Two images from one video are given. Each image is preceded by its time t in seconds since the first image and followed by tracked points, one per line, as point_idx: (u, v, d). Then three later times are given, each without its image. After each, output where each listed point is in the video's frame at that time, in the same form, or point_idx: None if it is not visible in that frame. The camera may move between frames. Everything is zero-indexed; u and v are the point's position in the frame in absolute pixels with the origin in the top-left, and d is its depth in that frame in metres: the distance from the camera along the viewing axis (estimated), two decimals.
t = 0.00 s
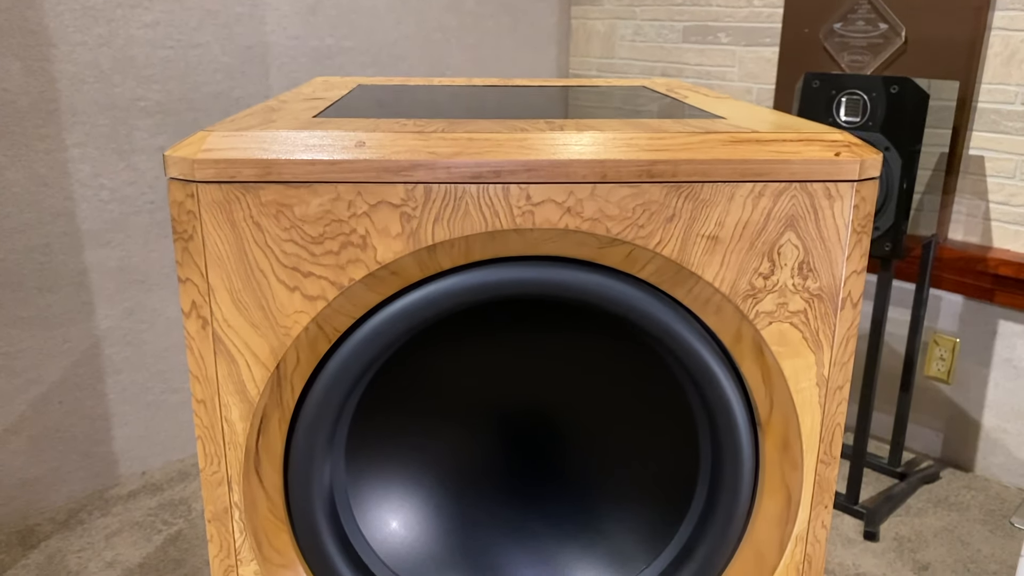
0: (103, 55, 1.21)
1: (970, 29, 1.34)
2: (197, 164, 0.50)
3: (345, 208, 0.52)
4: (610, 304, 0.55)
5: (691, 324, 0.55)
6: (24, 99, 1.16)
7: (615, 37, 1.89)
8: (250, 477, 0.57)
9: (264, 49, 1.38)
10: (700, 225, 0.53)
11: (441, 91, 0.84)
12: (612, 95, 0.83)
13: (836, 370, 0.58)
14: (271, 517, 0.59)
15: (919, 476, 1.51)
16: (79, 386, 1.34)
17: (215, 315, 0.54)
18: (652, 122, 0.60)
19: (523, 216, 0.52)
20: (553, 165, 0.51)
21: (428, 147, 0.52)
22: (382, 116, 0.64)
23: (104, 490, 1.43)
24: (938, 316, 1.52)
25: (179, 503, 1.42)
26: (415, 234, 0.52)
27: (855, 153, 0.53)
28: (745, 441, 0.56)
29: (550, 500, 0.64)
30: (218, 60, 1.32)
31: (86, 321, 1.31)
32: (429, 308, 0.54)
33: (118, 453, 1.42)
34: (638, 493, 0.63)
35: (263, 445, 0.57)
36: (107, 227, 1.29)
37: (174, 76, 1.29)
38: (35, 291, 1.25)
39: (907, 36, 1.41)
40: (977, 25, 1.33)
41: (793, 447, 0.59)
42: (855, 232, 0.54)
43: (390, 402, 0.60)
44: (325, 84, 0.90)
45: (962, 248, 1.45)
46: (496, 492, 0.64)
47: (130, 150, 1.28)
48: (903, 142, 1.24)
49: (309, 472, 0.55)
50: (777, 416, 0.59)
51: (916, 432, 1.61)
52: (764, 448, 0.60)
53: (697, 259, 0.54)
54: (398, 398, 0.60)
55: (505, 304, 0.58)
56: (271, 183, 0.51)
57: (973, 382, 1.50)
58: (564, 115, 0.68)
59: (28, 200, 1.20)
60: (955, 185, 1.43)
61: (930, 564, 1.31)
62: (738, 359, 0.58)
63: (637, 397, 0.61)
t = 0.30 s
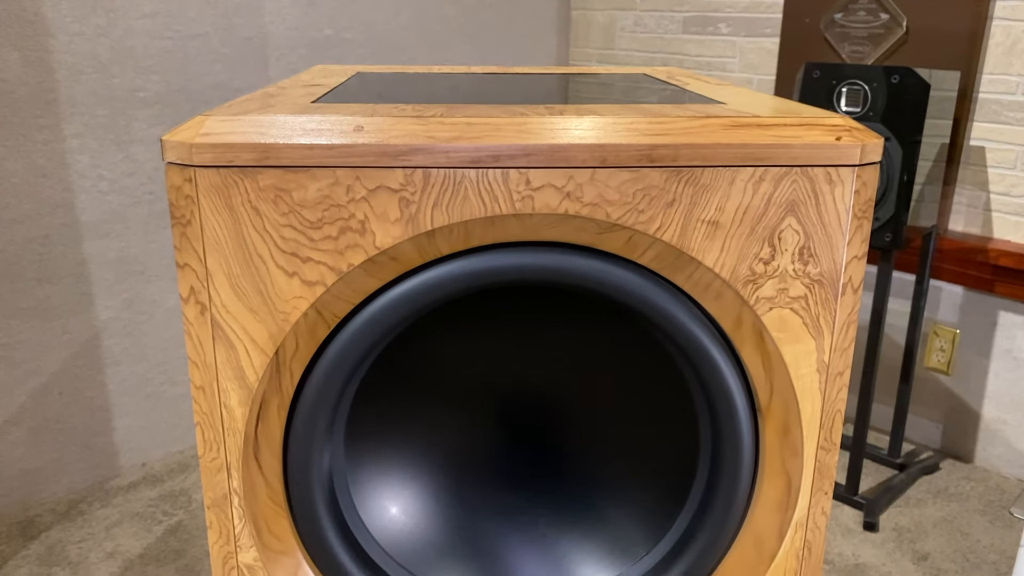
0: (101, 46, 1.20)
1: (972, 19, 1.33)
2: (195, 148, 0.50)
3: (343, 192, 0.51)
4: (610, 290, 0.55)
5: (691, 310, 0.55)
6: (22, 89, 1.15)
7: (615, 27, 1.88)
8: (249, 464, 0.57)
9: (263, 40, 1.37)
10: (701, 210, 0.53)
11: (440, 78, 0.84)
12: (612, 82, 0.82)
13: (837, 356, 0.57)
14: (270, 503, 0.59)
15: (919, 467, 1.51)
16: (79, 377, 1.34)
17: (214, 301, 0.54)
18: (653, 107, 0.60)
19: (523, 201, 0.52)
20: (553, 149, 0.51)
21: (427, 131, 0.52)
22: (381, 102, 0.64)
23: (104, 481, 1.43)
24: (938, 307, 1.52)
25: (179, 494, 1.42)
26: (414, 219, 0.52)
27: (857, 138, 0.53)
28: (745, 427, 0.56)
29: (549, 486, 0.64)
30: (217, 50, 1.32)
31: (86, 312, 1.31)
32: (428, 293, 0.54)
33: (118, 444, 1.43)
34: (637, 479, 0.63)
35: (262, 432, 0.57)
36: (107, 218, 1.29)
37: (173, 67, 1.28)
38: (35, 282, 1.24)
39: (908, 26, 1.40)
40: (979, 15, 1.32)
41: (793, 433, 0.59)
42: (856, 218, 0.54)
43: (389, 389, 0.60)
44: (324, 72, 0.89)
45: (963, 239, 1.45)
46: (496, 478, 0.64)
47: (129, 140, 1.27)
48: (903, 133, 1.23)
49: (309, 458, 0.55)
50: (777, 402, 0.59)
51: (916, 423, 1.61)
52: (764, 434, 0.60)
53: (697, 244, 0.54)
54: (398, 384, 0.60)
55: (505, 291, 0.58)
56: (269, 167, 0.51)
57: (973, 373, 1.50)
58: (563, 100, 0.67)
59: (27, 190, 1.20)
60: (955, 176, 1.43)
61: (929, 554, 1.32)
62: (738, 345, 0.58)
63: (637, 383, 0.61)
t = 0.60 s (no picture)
0: (99, 36, 1.20)
1: (973, 8, 1.33)
2: (192, 131, 0.50)
3: (342, 176, 0.51)
4: (610, 275, 0.54)
5: (692, 295, 0.55)
6: (20, 79, 1.15)
7: (615, 18, 1.88)
8: (247, 450, 0.57)
9: (262, 30, 1.37)
10: (702, 194, 0.53)
11: (440, 64, 0.83)
12: (613, 69, 0.82)
13: (838, 341, 0.57)
14: (269, 490, 0.58)
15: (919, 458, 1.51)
16: (78, 368, 1.33)
17: (211, 286, 0.53)
18: (654, 91, 0.59)
19: (523, 185, 0.52)
20: (553, 132, 0.51)
21: (426, 114, 0.51)
22: (379, 86, 0.63)
23: (104, 472, 1.43)
24: (938, 298, 1.52)
25: (179, 485, 1.42)
26: (413, 203, 0.52)
27: (858, 121, 0.53)
28: (745, 413, 0.55)
29: (550, 472, 0.64)
30: (216, 41, 1.31)
31: (85, 303, 1.31)
32: (428, 278, 0.53)
33: (118, 436, 1.42)
34: (638, 466, 0.63)
35: (261, 418, 0.56)
36: (106, 209, 1.29)
37: (171, 57, 1.27)
38: (34, 273, 1.24)
39: (909, 16, 1.40)
40: (980, 4, 1.32)
41: (794, 419, 0.59)
42: (858, 202, 0.54)
43: (389, 374, 0.60)
44: (323, 58, 0.89)
45: (964, 230, 1.44)
46: (496, 464, 0.64)
47: (128, 131, 1.27)
48: (905, 123, 1.23)
49: (308, 443, 0.55)
50: (778, 388, 0.59)
51: (916, 414, 1.61)
52: (765, 420, 0.59)
53: (698, 229, 0.54)
54: (397, 369, 0.60)
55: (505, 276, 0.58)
56: (267, 150, 0.50)
57: (973, 364, 1.50)
58: (564, 85, 0.67)
59: (26, 181, 1.20)
60: (957, 166, 1.43)
61: (929, 544, 1.32)
62: (738, 330, 0.57)
63: (637, 368, 0.61)
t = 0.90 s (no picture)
0: (97, 26, 1.19)
1: None
2: (188, 115, 0.50)
3: (338, 160, 0.51)
4: (608, 261, 0.54)
5: (690, 281, 0.55)
6: (17, 69, 1.14)
7: (614, 9, 1.87)
8: (245, 435, 0.57)
9: (260, 20, 1.36)
10: (701, 178, 0.53)
11: (438, 51, 0.83)
12: (612, 55, 0.82)
13: (837, 327, 0.57)
14: (267, 475, 0.58)
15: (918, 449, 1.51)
16: (78, 359, 1.33)
17: (208, 271, 0.53)
18: (654, 75, 0.59)
19: (520, 169, 0.52)
20: (551, 116, 0.51)
21: (423, 97, 0.51)
22: (377, 71, 0.63)
23: (105, 463, 1.43)
24: (938, 289, 1.52)
25: (178, 476, 1.42)
26: (410, 187, 0.52)
27: (858, 105, 0.53)
28: (743, 399, 0.56)
29: (549, 458, 0.64)
30: (214, 31, 1.31)
31: (84, 294, 1.31)
32: (425, 264, 0.53)
33: (117, 427, 1.43)
34: (638, 453, 0.62)
35: (258, 404, 0.56)
36: (105, 200, 1.28)
37: (169, 48, 1.27)
38: (32, 264, 1.24)
39: (909, 7, 1.39)
40: None
41: (792, 405, 0.59)
42: (857, 186, 0.54)
43: (387, 359, 0.60)
44: (321, 45, 0.88)
45: (964, 221, 1.44)
46: (495, 450, 0.64)
47: (126, 122, 1.27)
48: (904, 113, 1.22)
49: (306, 429, 0.55)
50: (777, 374, 0.58)
51: (915, 405, 1.61)
52: (764, 407, 0.59)
53: (696, 213, 0.53)
54: (397, 355, 0.60)
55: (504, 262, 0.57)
56: (263, 134, 0.50)
57: (973, 355, 1.50)
58: (562, 70, 0.67)
59: (24, 172, 1.19)
60: (957, 157, 1.43)
61: (927, 534, 1.32)
62: (737, 316, 0.57)
63: (637, 354, 0.61)
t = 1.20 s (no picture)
0: (94, 15, 1.19)
1: None
2: (183, 97, 0.49)
3: (334, 142, 0.51)
4: (606, 245, 0.54)
5: (688, 265, 0.55)
6: (14, 59, 1.14)
7: None
8: (242, 419, 0.57)
9: (258, 10, 1.35)
10: (699, 161, 0.53)
11: (435, 37, 0.82)
12: (611, 40, 0.81)
13: (835, 312, 0.57)
14: (264, 460, 0.58)
15: (916, 439, 1.51)
16: (77, 349, 1.33)
17: (204, 254, 0.53)
18: (652, 58, 0.59)
19: (518, 151, 0.51)
20: (548, 98, 0.50)
21: (419, 80, 0.51)
22: (374, 54, 0.63)
23: (104, 453, 1.43)
24: (937, 279, 1.52)
25: (177, 466, 1.42)
26: (407, 170, 0.51)
27: (857, 87, 0.52)
28: (741, 384, 0.56)
29: (548, 443, 0.64)
30: (212, 20, 1.30)
31: (83, 284, 1.31)
32: (422, 249, 0.53)
33: (116, 417, 1.43)
34: (636, 438, 0.62)
35: (255, 389, 0.56)
36: (103, 190, 1.28)
37: (167, 37, 1.27)
38: (30, 254, 1.24)
39: None
40: None
41: (790, 389, 0.59)
42: (856, 169, 0.54)
43: (385, 343, 0.60)
44: (318, 31, 0.88)
45: (963, 211, 1.44)
46: (494, 434, 0.64)
47: (123, 112, 1.26)
48: (903, 103, 1.22)
49: (304, 414, 0.55)
50: (774, 358, 0.58)
51: (914, 396, 1.61)
52: (762, 392, 0.59)
53: (694, 196, 0.53)
54: (395, 339, 0.60)
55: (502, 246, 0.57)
56: (258, 116, 0.50)
57: (971, 345, 1.50)
58: (560, 54, 0.66)
59: (21, 161, 1.19)
60: (956, 146, 1.43)
61: (925, 524, 1.32)
62: (735, 301, 0.57)
63: (635, 339, 0.61)
